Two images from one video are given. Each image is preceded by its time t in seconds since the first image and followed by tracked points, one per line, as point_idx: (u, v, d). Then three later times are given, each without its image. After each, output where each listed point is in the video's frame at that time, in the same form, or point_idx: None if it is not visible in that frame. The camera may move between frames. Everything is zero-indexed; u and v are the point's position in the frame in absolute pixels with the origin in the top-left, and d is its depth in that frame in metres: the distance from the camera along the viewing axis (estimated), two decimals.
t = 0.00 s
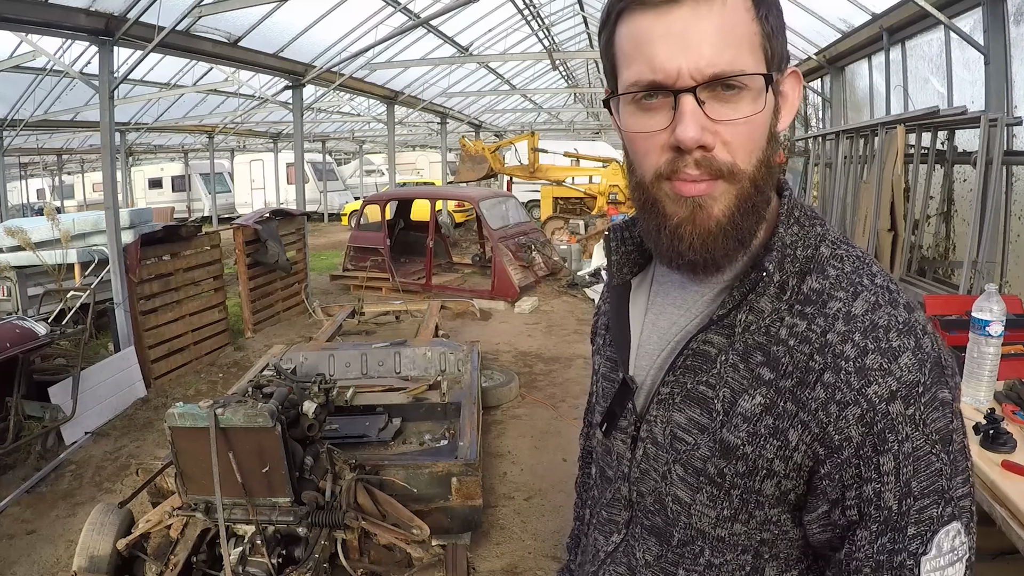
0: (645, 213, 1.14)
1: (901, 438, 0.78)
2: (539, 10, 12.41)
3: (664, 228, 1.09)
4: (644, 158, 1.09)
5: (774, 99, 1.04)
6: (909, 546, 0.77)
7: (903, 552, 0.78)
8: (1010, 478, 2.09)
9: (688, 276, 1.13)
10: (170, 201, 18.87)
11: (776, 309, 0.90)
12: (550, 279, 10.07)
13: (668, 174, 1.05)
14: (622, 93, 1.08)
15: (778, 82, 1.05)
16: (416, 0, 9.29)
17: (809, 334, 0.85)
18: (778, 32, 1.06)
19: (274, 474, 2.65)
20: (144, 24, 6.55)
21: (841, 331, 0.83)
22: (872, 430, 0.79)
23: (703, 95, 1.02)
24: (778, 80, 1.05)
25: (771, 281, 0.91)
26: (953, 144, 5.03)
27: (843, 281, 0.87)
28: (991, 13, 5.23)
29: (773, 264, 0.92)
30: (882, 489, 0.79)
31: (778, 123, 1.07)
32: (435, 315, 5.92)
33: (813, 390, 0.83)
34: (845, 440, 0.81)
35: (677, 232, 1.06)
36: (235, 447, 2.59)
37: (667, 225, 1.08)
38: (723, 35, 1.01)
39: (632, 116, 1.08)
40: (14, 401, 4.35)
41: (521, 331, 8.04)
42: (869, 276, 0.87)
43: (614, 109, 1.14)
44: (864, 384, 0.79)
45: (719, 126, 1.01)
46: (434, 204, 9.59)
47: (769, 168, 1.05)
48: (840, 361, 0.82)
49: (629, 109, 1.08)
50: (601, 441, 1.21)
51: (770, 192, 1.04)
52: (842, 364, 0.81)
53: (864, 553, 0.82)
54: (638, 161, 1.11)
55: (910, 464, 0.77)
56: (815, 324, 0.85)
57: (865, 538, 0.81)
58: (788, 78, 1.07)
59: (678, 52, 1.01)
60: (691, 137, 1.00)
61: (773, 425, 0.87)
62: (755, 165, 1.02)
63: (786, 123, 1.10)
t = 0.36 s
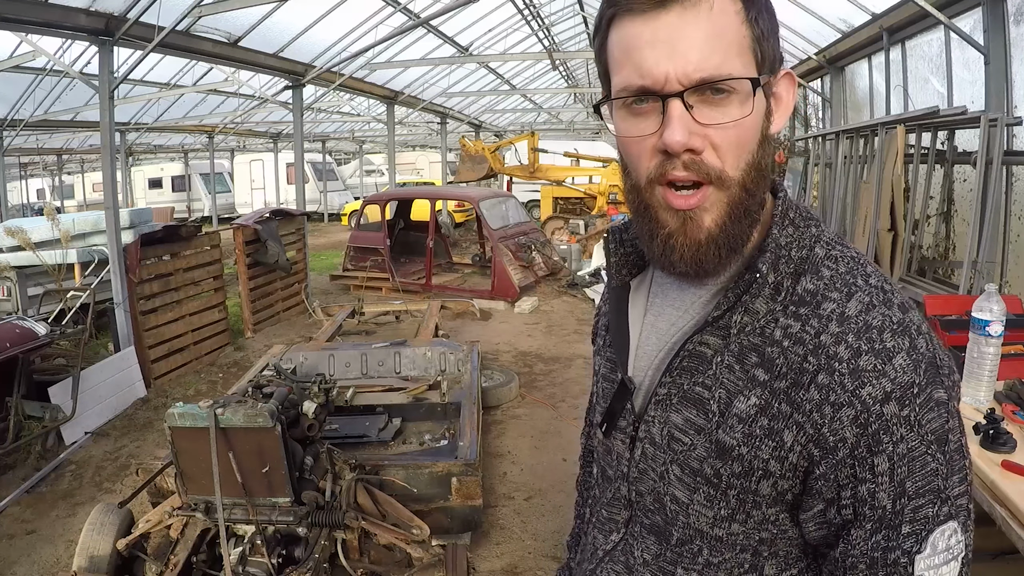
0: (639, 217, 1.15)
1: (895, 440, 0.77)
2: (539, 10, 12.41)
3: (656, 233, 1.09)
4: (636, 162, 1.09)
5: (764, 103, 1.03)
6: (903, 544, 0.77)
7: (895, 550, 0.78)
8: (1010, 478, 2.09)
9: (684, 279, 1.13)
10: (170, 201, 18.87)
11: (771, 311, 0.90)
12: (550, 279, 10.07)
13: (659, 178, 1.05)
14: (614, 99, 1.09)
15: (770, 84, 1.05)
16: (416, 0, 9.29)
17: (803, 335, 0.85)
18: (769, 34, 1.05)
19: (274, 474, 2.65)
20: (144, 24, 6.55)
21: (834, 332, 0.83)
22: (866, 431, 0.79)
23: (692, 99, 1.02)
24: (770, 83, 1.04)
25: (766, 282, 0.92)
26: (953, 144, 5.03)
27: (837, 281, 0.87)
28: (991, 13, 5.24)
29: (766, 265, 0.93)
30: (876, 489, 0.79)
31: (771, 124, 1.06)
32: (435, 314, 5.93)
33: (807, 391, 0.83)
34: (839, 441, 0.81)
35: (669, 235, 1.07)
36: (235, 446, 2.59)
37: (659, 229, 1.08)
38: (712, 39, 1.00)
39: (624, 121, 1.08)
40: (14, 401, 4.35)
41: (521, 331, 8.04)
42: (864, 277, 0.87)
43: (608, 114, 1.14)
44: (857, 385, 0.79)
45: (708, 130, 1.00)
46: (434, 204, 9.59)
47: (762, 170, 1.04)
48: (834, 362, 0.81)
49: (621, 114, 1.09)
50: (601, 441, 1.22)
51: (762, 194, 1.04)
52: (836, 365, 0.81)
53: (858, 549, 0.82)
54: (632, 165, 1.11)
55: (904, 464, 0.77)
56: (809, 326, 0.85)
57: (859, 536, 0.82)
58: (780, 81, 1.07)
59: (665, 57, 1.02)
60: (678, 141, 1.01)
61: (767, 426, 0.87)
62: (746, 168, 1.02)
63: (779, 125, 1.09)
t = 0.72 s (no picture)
0: (632, 220, 1.15)
1: (891, 429, 0.77)
2: (539, 10, 12.41)
3: (646, 238, 1.10)
4: (625, 168, 1.10)
5: (754, 107, 1.03)
6: (915, 543, 0.75)
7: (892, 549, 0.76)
8: (1010, 479, 2.09)
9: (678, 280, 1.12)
10: (170, 201, 18.87)
11: (766, 303, 0.91)
12: (550, 279, 10.06)
13: (645, 185, 1.05)
14: (602, 108, 1.10)
15: (759, 88, 1.04)
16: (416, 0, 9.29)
17: (797, 326, 0.86)
18: (758, 37, 1.03)
19: (274, 474, 2.65)
20: (144, 24, 6.55)
21: (828, 321, 0.83)
22: (861, 420, 0.79)
23: (676, 108, 1.02)
24: (759, 87, 1.04)
25: (761, 275, 0.92)
26: (953, 144, 5.03)
27: (832, 274, 0.87)
28: (991, 13, 5.24)
29: (761, 258, 0.93)
30: (874, 481, 0.77)
31: (763, 127, 1.06)
32: (435, 314, 5.93)
33: (800, 380, 0.83)
34: (831, 430, 0.81)
35: (659, 241, 1.07)
36: (235, 446, 2.59)
37: (649, 235, 1.09)
38: (693, 47, 0.99)
39: (613, 129, 1.09)
40: (14, 401, 4.35)
41: (521, 330, 8.04)
42: (859, 271, 0.88)
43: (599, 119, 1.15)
44: (851, 372, 0.79)
45: (695, 135, 1.01)
46: (434, 204, 9.59)
47: (754, 173, 1.05)
48: (827, 351, 0.82)
49: (610, 122, 1.09)
50: (601, 438, 1.22)
51: (754, 197, 1.04)
52: (829, 354, 0.81)
53: (867, 553, 0.78)
54: (623, 171, 1.12)
55: (901, 456, 0.76)
56: (803, 316, 0.86)
57: (854, 533, 0.80)
58: (773, 85, 1.07)
59: (648, 67, 1.01)
60: (661, 151, 1.01)
61: (760, 417, 0.87)
62: (735, 172, 1.02)
63: (772, 128, 1.09)
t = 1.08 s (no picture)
0: (627, 212, 1.15)
1: (880, 426, 0.77)
2: (539, 10, 12.41)
3: (638, 227, 1.10)
4: (621, 159, 1.11)
5: (752, 103, 1.02)
6: (896, 547, 0.75)
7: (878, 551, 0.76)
8: (1011, 479, 2.09)
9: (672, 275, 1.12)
10: (170, 201, 18.87)
11: (761, 298, 0.91)
12: (550, 279, 10.06)
13: (638, 176, 1.06)
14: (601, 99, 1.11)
15: (758, 86, 1.03)
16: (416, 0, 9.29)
17: (789, 321, 0.86)
18: (759, 36, 1.02)
19: (274, 474, 2.65)
20: (144, 24, 6.55)
21: (820, 316, 0.83)
22: (849, 416, 0.78)
23: (670, 102, 1.02)
24: (759, 84, 1.03)
25: (756, 270, 0.92)
26: (953, 144, 5.03)
27: (829, 270, 0.87)
28: (991, 13, 5.24)
29: (756, 253, 0.93)
30: (860, 480, 0.77)
31: (761, 125, 1.05)
32: (435, 314, 5.93)
33: (791, 374, 0.84)
34: (819, 426, 0.81)
35: (649, 230, 1.07)
36: (235, 446, 2.59)
37: (642, 224, 1.09)
38: (691, 41, 1.00)
39: (610, 120, 1.10)
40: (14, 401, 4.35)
41: (521, 331, 8.04)
42: (857, 268, 0.87)
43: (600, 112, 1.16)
44: (841, 367, 0.80)
45: (687, 128, 1.01)
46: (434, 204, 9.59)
47: (750, 170, 1.04)
48: (818, 345, 0.82)
49: (609, 114, 1.10)
50: (599, 432, 1.22)
51: (748, 195, 1.03)
52: (820, 348, 0.82)
53: (846, 553, 0.78)
54: (620, 164, 1.12)
55: (889, 454, 0.76)
56: (796, 311, 0.86)
57: (837, 531, 0.80)
58: (774, 84, 1.06)
59: (646, 59, 1.02)
60: (652, 141, 1.02)
61: (750, 411, 0.88)
62: (729, 167, 1.01)
63: (773, 126, 1.08)
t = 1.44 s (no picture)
0: (631, 213, 1.15)
1: (880, 432, 0.77)
2: (539, 10, 12.41)
3: (645, 229, 1.10)
4: (625, 159, 1.11)
5: (755, 102, 1.02)
6: (890, 549, 0.76)
7: (879, 554, 0.77)
8: (1011, 479, 2.09)
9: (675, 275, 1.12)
10: (170, 201, 18.87)
11: (761, 303, 0.91)
12: (550, 279, 10.06)
13: (644, 177, 1.06)
14: (606, 99, 1.10)
15: (761, 85, 1.03)
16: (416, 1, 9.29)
17: (789, 326, 0.86)
18: (761, 36, 1.03)
19: (274, 474, 2.65)
20: (144, 24, 6.54)
21: (819, 321, 0.83)
22: (850, 422, 0.79)
23: (677, 100, 1.02)
24: (762, 83, 1.03)
25: (756, 274, 0.92)
26: (953, 144, 5.03)
27: (827, 274, 0.87)
28: (991, 13, 5.24)
29: (755, 258, 0.93)
30: (860, 484, 0.78)
31: (764, 125, 1.05)
32: (435, 314, 5.93)
33: (791, 380, 0.84)
34: (821, 432, 0.81)
35: (656, 231, 1.07)
36: (235, 446, 2.59)
37: (647, 224, 1.09)
38: (697, 40, 1.00)
39: (615, 121, 1.10)
40: (14, 401, 4.36)
41: (521, 331, 8.04)
42: (855, 271, 0.87)
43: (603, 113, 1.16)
44: (840, 373, 0.80)
45: (693, 128, 1.01)
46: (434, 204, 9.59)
47: (754, 169, 1.04)
48: (818, 351, 0.82)
49: (612, 113, 1.10)
50: (602, 436, 1.22)
51: (752, 195, 1.03)
52: (820, 353, 0.82)
53: (847, 554, 0.80)
54: (623, 165, 1.12)
55: (889, 460, 0.76)
56: (795, 316, 0.86)
57: (843, 535, 0.80)
58: (776, 83, 1.06)
59: (651, 59, 1.02)
60: (661, 142, 1.01)
61: (752, 417, 0.87)
62: (733, 167, 1.01)
63: (774, 126, 1.08)
